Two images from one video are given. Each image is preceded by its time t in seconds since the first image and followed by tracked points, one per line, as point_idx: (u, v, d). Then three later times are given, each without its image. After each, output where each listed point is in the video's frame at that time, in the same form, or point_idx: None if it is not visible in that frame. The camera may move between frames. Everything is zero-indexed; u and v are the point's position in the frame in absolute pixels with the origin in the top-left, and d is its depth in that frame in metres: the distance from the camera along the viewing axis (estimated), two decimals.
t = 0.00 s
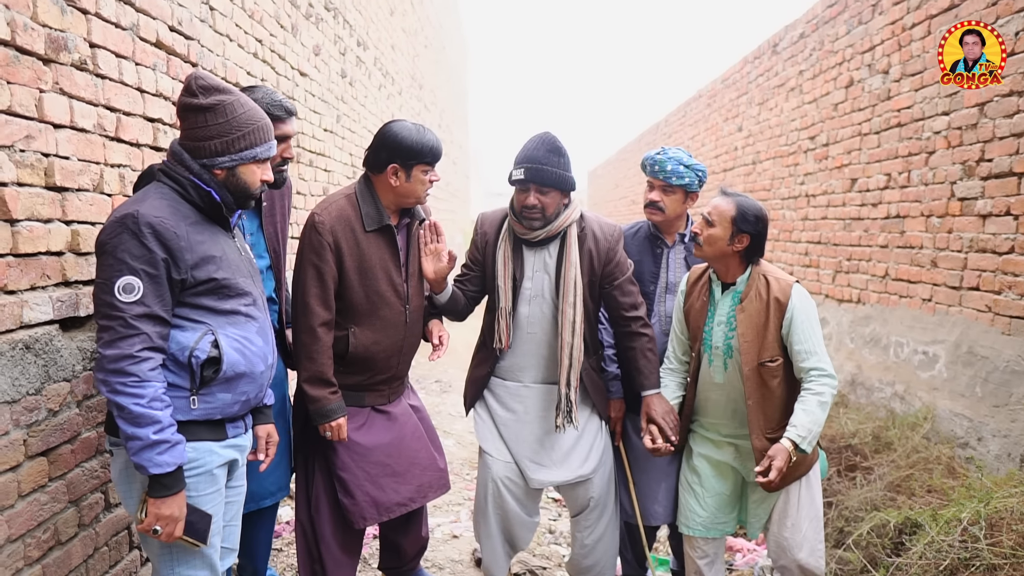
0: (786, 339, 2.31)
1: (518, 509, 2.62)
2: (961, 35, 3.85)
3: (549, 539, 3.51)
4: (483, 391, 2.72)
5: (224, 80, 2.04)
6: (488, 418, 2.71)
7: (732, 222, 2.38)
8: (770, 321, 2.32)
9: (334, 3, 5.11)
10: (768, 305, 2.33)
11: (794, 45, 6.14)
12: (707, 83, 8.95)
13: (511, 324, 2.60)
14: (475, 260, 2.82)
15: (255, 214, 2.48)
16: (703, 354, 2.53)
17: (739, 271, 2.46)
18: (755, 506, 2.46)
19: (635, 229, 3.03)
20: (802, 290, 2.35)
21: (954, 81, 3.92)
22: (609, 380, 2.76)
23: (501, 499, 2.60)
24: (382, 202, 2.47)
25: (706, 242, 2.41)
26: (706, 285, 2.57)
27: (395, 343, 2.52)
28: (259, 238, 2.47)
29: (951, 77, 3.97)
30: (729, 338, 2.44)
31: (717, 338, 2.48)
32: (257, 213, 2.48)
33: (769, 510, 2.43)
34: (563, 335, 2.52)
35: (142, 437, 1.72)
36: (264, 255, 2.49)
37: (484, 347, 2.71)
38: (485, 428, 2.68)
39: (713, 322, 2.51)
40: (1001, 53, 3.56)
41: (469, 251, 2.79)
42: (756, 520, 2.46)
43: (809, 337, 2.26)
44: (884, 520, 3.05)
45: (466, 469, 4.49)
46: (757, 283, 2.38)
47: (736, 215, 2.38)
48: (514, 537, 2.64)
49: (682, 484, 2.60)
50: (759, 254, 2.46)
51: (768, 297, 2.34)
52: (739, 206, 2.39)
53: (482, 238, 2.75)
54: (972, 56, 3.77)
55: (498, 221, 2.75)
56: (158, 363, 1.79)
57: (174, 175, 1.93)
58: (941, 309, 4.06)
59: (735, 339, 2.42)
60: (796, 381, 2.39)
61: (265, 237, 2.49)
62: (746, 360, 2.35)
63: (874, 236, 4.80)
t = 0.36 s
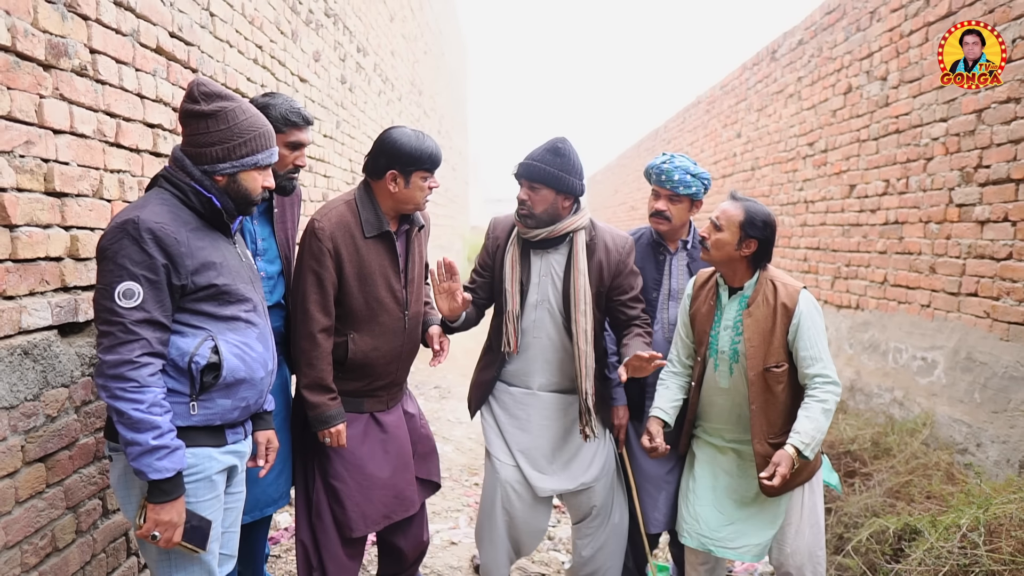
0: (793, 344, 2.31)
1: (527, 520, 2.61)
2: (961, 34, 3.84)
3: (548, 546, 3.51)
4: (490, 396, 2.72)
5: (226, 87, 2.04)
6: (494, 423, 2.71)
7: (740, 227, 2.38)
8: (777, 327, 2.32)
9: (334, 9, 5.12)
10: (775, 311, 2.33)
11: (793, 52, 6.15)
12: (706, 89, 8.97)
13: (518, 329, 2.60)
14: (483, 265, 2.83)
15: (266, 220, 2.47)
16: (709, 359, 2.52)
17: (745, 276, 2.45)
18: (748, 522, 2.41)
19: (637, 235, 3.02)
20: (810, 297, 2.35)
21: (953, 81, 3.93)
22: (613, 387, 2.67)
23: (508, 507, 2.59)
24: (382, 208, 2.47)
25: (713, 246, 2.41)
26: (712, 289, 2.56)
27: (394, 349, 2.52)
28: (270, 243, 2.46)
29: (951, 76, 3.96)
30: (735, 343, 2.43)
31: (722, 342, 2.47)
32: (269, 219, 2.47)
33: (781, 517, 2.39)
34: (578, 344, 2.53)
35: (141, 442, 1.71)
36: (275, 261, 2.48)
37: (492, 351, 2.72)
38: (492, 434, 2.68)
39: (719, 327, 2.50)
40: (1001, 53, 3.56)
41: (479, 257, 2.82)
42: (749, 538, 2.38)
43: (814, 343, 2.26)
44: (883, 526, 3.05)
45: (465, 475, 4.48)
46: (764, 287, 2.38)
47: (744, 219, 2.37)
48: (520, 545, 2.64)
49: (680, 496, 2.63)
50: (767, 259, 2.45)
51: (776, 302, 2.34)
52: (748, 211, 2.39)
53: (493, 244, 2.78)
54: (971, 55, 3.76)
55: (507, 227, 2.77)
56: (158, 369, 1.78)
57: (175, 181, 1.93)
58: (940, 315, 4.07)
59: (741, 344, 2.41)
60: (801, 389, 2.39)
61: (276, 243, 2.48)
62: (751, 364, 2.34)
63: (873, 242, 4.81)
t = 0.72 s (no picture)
0: (804, 358, 2.32)
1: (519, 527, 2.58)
2: (962, 34, 3.82)
3: (548, 557, 3.50)
4: (489, 406, 2.73)
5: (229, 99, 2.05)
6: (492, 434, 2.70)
7: (751, 242, 2.37)
8: (787, 342, 2.32)
9: (334, 21, 5.15)
10: (786, 324, 2.33)
11: (791, 62, 6.18)
12: (704, 100, 9.01)
13: (505, 342, 2.62)
14: (483, 279, 2.87)
15: (273, 232, 2.45)
16: (720, 373, 2.51)
17: (756, 290, 2.44)
18: (752, 533, 2.40)
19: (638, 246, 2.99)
20: (822, 312, 2.34)
21: (955, 79, 3.91)
22: (613, 403, 2.67)
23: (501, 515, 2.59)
24: (381, 219, 2.47)
25: (723, 260, 2.40)
26: (723, 303, 2.55)
27: (393, 360, 2.52)
28: (276, 256, 2.46)
29: (951, 75, 3.95)
30: (747, 356, 2.43)
31: (734, 356, 2.46)
32: (276, 231, 2.47)
33: (788, 527, 2.43)
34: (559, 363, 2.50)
35: (143, 452, 1.71)
36: (279, 273, 2.47)
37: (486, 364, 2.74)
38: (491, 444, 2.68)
39: (730, 340, 2.49)
40: (1001, 52, 3.55)
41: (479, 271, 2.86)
42: (753, 549, 2.38)
43: (826, 357, 2.27)
44: (884, 537, 3.04)
45: (465, 486, 4.47)
46: (776, 300, 2.38)
47: (755, 234, 2.36)
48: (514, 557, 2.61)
49: (685, 501, 2.62)
50: (777, 273, 2.45)
51: (788, 316, 2.33)
52: (757, 224, 2.38)
53: (493, 257, 2.81)
54: (972, 55, 3.74)
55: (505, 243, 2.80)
56: (160, 379, 1.78)
57: (178, 192, 1.94)
58: (939, 325, 4.07)
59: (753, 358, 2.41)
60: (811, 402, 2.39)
61: (281, 256, 2.48)
62: (763, 378, 2.34)
63: (872, 252, 4.81)
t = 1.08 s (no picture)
0: (818, 373, 2.32)
1: (515, 546, 2.58)
2: (962, 34, 3.81)
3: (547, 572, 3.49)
4: (483, 423, 2.73)
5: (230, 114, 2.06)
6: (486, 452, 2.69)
7: (764, 259, 2.37)
8: (803, 356, 2.32)
9: (335, 35, 5.18)
10: (802, 339, 2.33)
11: (789, 77, 6.21)
12: (703, 114, 9.06)
13: (497, 360, 2.64)
14: (477, 297, 2.90)
15: (271, 247, 2.45)
16: (735, 389, 2.51)
17: (770, 306, 2.45)
18: (769, 551, 2.39)
19: (639, 260, 2.98)
20: (837, 326, 2.35)
21: (955, 78, 3.91)
22: (609, 416, 2.72)
23: (497, 533, 2.58)
24: (380, 232, 2.48)
25: (737, 277, 2.41)
26: (738, 318, 2.54)
27: (392, 372, 2.51)
28: (274, 271, 2.46)
29: (952, 75, 3.94)
30: (763, 372, 2.43)
31: (749, 372, 2.47)
32: (275, 246, 2.47)
33: (804, 544, 2.39)
34: (546, 382, 2.51)
35: (146, 465, 1.70)
36: (278, 288, 2.48)
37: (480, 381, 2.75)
38: (486, 462, 2.67)
39: (746, 356, 2.49)
40: (1000, 51, 3.56)
41: (473, 292, 2.90)
42: (769, 568, 2.38)
43: (839, 373, 2.28)
44: (886, 552, 3.03)
45: (464, 500, 4.46)
46: (790, 316, 2.38)
47: (768, 251, 2.37)
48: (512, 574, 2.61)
49: (702, 518, 2.62)
50: (791, 288, 2.46)
51: (804, 331, 2.34)
52: (771, 241, 2.38)
53: (485, 275, 2.83)
54: (972, 55, 3.74)
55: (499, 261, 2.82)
56: (163, 391, 1.78)
57: (179, 205, 1.94)
58: (939, 338, 4.07)
59: (768, 373, 2.42)
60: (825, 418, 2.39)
61: (280, 270, 2.48)
62: (779, 395, 2.34)
63: (871, 265, 4.82)
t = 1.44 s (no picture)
0: (827, 371, 2.34)
1: (511, 541, 2.58)
2: (961, 34, 3.80)
3: (543, 567, 3.50)
4: (480, 420, 2.73)
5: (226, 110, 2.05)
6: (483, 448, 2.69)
7: (774, 257, 2.38)
8: (813, 354, 2.33)
9: (332, 30, 5.16)
10: (811, 338, 2.34)
11: (787, 74, 6.21)
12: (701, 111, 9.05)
13: (495, 359, 2.63)
14: (469, 295, 2.88)
15: (269, 248, 2.44)
16: (744, 387, 2.52)
17: (781, 304, 2.46)
18: (773, 547, 2.40)
19: (637, 257, 2.97)
20: (847, 325, 2.36)
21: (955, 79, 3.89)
22: (604, 411, 2.73)
23: (492, 528, 2.59)
24: (376, 229, 2.48)
25: (747, 276, 2.42)
26: (748, 316, 2.56)
27: (387, 369, 2.51)
28: (271, 272, 2.45)
29: (951, 75, 3.93)
30: (772, 370, 2.44)
31: (758, 371, 2.48)
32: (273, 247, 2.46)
33: (808, 541, 2.40)
34: (546, 375, 2.50)
35: (140, 460, 1.70)
36: (274, 289, 2.47)
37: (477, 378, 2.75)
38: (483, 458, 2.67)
39: (755, 354, 2.50)
40: (1001, 50, 3.54)
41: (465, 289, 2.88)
42: (772, 564, 2.39)
43: (848, 371, 2.28)
44: (879, 549, 3.05)
45: (460, 496, 4.47)
46: (800, 316, 2.39)
47: (778, 250, 2.37)
48: (508, 569, 2.62)
49: (709, 514, 2.64)
50: (802, 287, 2.46)
51: (813, 330, 2.35)
52: (782, 241, 2.39)
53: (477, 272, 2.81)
54: (971, 54, 3.74)
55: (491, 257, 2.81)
56: (158, 387, 1.78)
57: (173, 201, 1.93)
58: (935, 336, 4.09)
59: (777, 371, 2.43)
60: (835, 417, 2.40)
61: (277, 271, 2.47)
62: (787, 392, 2.35)
63: (867, 263, 4.83)
